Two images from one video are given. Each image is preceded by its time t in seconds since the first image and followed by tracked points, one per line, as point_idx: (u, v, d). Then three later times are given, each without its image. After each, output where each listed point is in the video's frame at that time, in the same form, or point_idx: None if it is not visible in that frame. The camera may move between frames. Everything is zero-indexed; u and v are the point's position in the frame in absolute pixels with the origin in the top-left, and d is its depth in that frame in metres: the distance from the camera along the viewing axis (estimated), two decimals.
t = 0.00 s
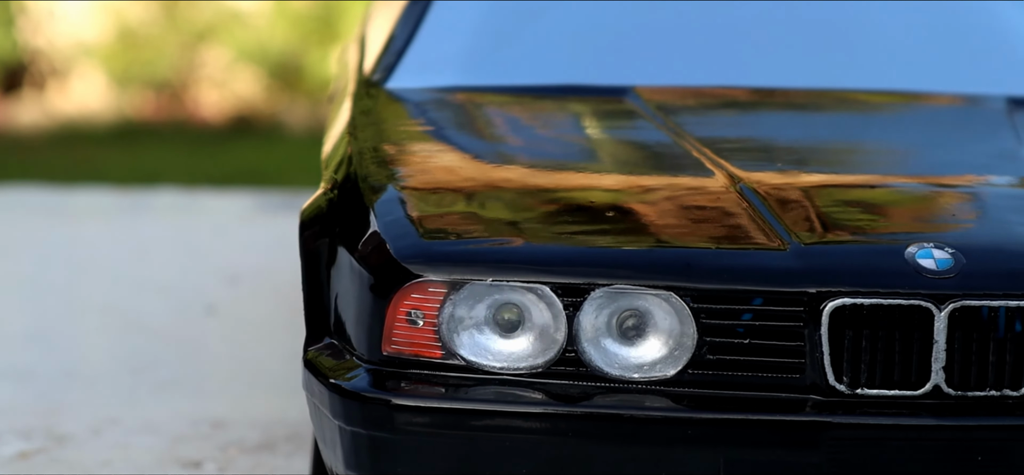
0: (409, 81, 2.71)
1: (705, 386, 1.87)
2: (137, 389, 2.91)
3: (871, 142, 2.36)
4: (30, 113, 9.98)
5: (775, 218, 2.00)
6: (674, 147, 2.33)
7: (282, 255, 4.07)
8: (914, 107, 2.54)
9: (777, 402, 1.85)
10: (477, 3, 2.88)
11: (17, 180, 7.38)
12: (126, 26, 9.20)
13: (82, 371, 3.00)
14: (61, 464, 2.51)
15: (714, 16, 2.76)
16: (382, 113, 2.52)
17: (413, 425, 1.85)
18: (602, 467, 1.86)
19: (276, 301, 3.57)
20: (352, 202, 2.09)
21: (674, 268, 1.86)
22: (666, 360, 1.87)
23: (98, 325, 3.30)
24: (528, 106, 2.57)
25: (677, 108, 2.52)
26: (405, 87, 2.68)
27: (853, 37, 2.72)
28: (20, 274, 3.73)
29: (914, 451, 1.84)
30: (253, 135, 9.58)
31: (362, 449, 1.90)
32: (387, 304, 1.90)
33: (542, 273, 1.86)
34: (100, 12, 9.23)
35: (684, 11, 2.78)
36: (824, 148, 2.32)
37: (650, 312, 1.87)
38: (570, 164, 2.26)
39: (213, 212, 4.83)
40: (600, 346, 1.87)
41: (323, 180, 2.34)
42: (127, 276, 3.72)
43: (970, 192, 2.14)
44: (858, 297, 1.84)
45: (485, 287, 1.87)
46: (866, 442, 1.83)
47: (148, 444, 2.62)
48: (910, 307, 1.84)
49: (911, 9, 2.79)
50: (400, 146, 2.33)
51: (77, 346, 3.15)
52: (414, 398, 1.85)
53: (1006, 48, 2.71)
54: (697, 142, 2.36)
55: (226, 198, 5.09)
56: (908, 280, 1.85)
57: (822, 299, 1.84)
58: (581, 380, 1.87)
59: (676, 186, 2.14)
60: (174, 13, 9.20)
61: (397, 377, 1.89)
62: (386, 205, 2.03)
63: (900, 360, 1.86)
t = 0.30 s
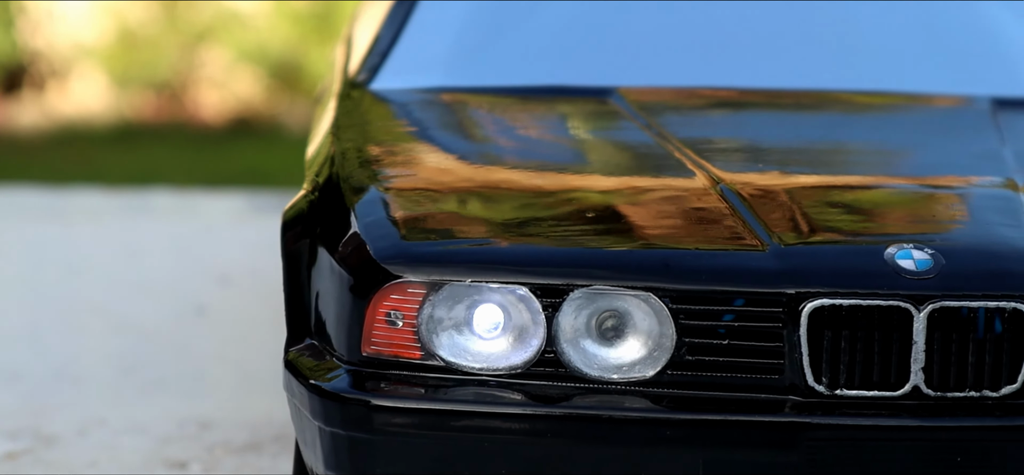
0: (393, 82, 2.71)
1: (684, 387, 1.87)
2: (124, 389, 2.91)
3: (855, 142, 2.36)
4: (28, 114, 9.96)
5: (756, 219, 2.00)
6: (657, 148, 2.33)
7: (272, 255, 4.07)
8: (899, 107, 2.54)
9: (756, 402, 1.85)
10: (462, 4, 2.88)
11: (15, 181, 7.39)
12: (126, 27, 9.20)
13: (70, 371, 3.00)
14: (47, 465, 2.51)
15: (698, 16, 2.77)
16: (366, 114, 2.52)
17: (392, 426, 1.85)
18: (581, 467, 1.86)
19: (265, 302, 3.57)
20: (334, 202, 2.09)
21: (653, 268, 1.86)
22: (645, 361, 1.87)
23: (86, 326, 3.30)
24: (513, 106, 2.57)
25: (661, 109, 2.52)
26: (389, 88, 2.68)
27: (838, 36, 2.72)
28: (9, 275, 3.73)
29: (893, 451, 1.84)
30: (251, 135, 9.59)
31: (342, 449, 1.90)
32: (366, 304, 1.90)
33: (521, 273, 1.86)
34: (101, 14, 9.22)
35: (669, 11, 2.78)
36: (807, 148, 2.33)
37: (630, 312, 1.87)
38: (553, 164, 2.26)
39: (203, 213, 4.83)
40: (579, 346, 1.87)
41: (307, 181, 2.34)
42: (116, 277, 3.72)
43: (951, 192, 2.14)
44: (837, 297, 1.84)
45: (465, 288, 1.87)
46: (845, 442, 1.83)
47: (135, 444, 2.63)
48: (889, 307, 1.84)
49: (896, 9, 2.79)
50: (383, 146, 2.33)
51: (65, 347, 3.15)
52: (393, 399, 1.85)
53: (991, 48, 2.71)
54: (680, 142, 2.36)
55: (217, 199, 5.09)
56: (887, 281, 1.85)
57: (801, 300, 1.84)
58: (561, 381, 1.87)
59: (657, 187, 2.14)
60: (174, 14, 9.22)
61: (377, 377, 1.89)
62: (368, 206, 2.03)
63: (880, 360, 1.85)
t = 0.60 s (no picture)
0: (377, 82, 2.71)
1: (662, 386, 1.87)
2: (110, 389, 2.91)
3: (837, 142, 2.37)
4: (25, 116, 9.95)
5: (735, 219, 2.00)
6: (640, 148, 2.33)
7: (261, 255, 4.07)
8: (882, 107, 2.54)
9: (734, 402, 1.85)
10: (447, 4, 2.88)
11: (13, 181, 7.39)
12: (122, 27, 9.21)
13: (56, 372, 3.00)
14: (31, 465, 2.51)
15: (682, 15, 2.77)
16: (350, 114, 2.52)
17: (370, 426, 1.85)
18: (559, 467, 1.86)
19: (252, 302, 3.57)
20: (314, 202, 2.09)
21: (632, 268, 1.86)
22: (623, 361, 1.87)
23: (74, 327, 3.30)
24: (496, 106, 2.57)
25: (645, 108, 2.52)
26: (373, 88, 2.68)
27: (822, 35, 2.72)
28: None
29: (871, 451, 1.84)
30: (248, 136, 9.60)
31: (320, 449, 1.90)
32: (345, 304, 1.90)
33: (500, 273, 1.86)
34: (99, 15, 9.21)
35: (653, 11, 2.78)
36: (789, 148, 2.33)
37: (608, 312, 1.87)
38: (534, 164, 2.26)
39: (193, 213, 4.83)
40: (557, 346, 1.87)
41: (288, 181, 2.34)
42: (104, 278, 3.73)
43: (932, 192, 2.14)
44: (816, 297, 1.84)
45: (443, 288, 1.87)
46: (823, 442, 1.84)
47: (120, 444, 2.63)
48: (867, 307, 1.84)
49: (879, 7, 2.79)
50: (366, 147, 2.33)
51: (52, 347, 3.15)
52: (372, 398, 1.85)
53: (975, 47, 2.71)
54: (662, 142, 2.36)
55: (207, 199, 5.09)
56: (865, 280, 1.85)
57: (779, 299, 1.84)
58: (539, 381, 1.87)
59: (638, 187, 2.14)
60: (169, 14, 9.25)
61: (356, 377, 1.89)
62: (348, 206, 2.03)
63: (859, 360, 1.85)
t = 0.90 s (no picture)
0: (360, 82, 2.71)
1: (640, 386, 1.87)
2: (97, 389, 2.91)
3: (819, 142, 2.37)
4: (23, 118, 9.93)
5: (714, 219, 2.00)
6: (622, 149, 2.33)
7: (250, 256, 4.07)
8: (864, 107, 2.54)
9: (712, 402, 1.85)
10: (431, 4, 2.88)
11: (10, 181, 7.40)
12: (121, 29, 9.20)
13: (43, 372, 3.00)
14: (16, 465, 2.51)
15: (665, 15, 2.77)
16: (333, 114, 2.52)
17: (348, 426, 1.85)
18: (537, 467, 1.86)
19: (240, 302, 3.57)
20: (295, 203, 2.09)
21: (610, 268, 1.86)
22: (602, 361, 1.88)
23: (62, 327, 3.30)
24: (480, 106, 2.57)
25: (628, 109, 2.53)
26: (356, 88, 2.68)
27: (805, 34, 2.72)
28: None
29: (849, 451, 1.84)
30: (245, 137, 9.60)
31: (299, 449, 1.90)
32: (324, 304, 1.91)
33: (478, 273, 1.86)
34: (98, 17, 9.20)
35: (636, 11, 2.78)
36: (771, 149, 2.33)
37: (587, 312, 1.87)
38: (514, 164, 2.26)
39: (183, 214, 4.83)
40: (535, 346, 1.87)
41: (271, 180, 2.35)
42: (93, 279, 3.73)
43: (913, 192, 2.14)
44: (794, 297, 1.84)
45: (421, 288, 1.87)
46: (801, 442, 1.84)
47: (105, 445, 2.63)
48: (846, 307, 1.84)
49: (862, 8, 2.79)
50: (348, 147, 2.33)
51: (40, 347, 3.16)
52: (350, 399, 1.85)
53: (958, 45, 2.72)
54: (644, 142, 2.36)
55: (198, 201, 5.09)
56: (843, 280, 1.84)
57: (757, 300, 1.84)
58: (518, 381, 1.87)
59: (618, 187, 2.14)
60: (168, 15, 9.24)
61: (335, 377, 1.89)
62: (328, 206, 2.03)
63: (837, 360, 1.85)
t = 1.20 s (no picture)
0: (344, 82, 2.71)
1: (619, 386, 1.87)
2: (84, 389, 2.91)
3: (802, 143, 2.37)
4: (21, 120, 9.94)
5: (694, 218, 2.00)
6: (605, 149, 2.33)
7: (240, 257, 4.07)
8: (849, 107, 2.54)
9: (690, 402, 1.85)
10: (416, 4, 2.88)
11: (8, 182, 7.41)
12: (121, 29, 9.23)
13: (31, 371, 3.01)
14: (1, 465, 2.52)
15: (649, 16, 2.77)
16: (317, 114, 2.52)
17: (327, 425, 1.85)
18: (516, 467, 1.86)
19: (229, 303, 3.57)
20: (275, 203, 2.09)
21: (589, 268, 1.86)
22: (580, 361, 1.88)
23: (50, 327, 3.31)
24: (464, 106, 2.57)
25: (611, 110, 2.53)
26: (340, 89, 2.68)
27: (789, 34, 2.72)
28: None
29: (828, 451, 1.84)
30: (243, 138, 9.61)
31: (278, 449, 1.91)
32: (303, 305, 1.91)
33: (457, 273, 1.86)
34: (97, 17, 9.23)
35: (620, 11, 2.79)
36: (754, 150, 2.33)
37: (565, 312, 1.87)
38: (496, 164, 2.26)
39: (175, 215, 4.83)
40: (514, 346, 1.87)
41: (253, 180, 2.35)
42: (83, 279, 3.73)
43: (894, 193, 2.14)
44: (772, 297, 1.84)
45: (400, 288, 1.87)
46: (780, 442, 1.83)
47: (91, 445, 2.63)
48: (824, 307, 1.84)
49: (847, 8, 2.79)
50: (329, 147, 2.34)
51: (29, 348, 3.16)
52: (329, 399, 1.85)
53: (943, 45, 2.72)
54: (627, 143, 2.36)
55: (190, 202, 5.09)
56: (822, 281, 1.84)
57: (736, 300, 1.84)
58: (496, 381, 1.87)
59: (599, 187, 2.14)
60: (168, 15, 9.28)
61: (314, 377, 1.89)
62: (308, 206, 2.03)
63: (815, 361, 1.85)
